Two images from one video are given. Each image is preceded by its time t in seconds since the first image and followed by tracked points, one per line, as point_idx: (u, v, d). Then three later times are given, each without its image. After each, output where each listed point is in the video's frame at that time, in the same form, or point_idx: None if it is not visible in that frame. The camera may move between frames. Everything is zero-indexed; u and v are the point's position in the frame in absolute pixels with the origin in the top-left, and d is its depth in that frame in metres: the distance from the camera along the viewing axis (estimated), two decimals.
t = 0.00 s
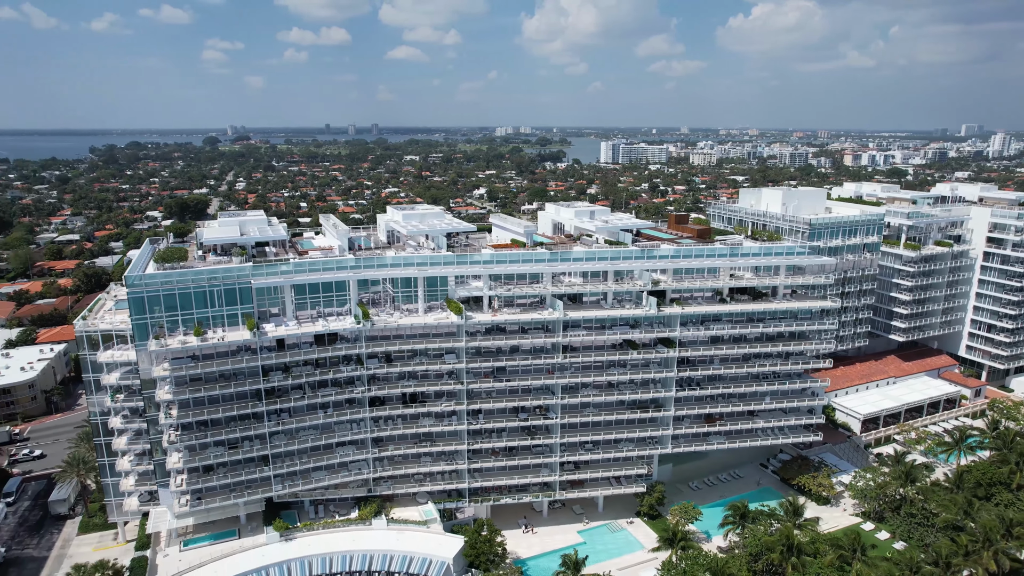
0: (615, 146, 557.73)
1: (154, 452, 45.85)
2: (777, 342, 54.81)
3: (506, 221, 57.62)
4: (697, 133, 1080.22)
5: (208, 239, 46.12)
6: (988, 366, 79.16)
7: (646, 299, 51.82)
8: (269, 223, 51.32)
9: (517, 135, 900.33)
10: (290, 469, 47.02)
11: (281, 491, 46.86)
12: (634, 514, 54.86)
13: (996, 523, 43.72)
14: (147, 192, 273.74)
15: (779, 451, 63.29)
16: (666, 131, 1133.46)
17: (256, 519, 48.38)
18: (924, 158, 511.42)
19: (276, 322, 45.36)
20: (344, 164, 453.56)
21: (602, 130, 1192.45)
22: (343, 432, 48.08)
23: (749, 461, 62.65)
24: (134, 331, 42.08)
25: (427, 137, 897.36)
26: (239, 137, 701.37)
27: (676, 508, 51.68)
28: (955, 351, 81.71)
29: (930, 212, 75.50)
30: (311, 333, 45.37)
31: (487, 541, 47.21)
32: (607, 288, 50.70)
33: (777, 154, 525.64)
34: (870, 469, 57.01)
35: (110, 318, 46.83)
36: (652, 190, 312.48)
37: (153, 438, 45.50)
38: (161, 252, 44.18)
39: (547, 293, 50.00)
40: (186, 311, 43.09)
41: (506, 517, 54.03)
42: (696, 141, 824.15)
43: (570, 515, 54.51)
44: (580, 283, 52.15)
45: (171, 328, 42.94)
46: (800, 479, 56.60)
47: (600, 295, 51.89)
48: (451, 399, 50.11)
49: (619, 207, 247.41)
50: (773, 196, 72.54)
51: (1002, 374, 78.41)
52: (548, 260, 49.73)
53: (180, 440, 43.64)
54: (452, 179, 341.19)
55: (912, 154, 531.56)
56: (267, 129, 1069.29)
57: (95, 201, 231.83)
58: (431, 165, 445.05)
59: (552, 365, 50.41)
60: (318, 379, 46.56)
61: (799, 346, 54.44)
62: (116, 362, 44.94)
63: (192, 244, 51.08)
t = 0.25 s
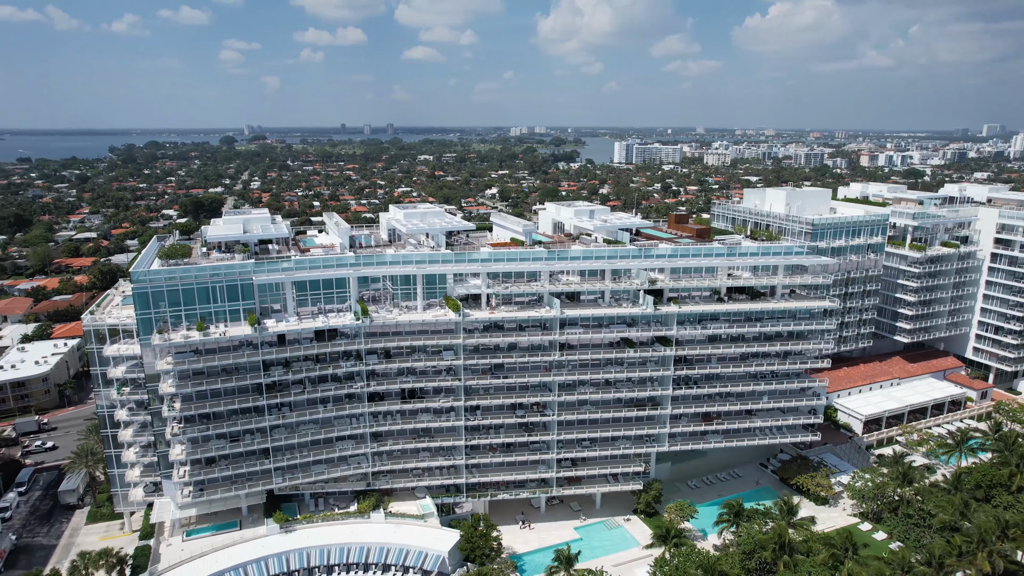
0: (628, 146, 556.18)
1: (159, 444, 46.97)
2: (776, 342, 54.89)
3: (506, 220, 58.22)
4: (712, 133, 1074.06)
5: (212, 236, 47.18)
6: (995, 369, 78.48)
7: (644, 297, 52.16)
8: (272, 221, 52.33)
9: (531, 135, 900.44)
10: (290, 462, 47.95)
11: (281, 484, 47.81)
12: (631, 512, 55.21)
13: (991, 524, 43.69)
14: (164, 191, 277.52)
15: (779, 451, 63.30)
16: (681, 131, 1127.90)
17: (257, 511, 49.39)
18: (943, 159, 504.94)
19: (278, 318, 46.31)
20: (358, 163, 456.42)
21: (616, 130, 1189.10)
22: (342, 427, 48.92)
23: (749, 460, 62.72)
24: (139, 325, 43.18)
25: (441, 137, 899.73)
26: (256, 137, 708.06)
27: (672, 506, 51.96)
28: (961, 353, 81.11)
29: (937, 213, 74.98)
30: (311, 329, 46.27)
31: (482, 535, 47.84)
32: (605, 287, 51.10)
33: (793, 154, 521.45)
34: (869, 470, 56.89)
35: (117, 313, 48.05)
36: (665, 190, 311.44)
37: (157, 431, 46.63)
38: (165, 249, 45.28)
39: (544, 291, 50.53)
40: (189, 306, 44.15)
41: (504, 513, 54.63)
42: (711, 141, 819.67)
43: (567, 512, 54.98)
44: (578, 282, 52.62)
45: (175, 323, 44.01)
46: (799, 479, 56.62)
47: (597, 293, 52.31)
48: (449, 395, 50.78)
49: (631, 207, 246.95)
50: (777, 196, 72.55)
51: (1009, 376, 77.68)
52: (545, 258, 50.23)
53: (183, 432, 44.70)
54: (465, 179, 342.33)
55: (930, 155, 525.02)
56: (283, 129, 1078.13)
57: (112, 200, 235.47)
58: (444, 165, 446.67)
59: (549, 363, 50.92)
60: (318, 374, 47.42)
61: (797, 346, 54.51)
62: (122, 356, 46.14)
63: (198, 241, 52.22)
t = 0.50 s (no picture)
0: (640, 146, 554.79)
1: (162, 437, 48.10)
2: (772, 341, 55.11)
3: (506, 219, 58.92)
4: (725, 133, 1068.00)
5: (214, 234, 48.27)
6: (999, 370, 77.99)
7: (639, 296, 52.60)
8: (274, 220, 53.37)
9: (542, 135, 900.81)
10: (289, 455, 48.91)
11: (280, 476, 48.79)
12: (627, 508, 55.68)
13: (983, 524, 43.76)
14: (178, 190, 280.97)
15: (777, 451, 63.44)
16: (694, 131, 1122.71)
17: (257, 503, 50.38)
18: (959, 159, 499.41)
19: (278, 314, 47.24)
20: (370, 163, 459.15)
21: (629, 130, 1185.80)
22: (340, 421, 49.81)
23: (747, 459, 62.92)
24: (143, 320, 44.30)
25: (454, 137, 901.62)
26: (269, 137, 714.29)
27: (667, 503, 52.30)
28: (965, 354, 80.68)
29: (941, 213, 74.65)
30: (310, 324, 47.19)
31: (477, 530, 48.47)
32: (601, 285, 51.59)
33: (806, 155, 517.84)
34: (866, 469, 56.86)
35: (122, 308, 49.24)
36: (675, 190, 310.75)
37: (160, 423, 47.76)
38: (169, 245, 46.49)
39: (540, 289, 51.10)
40: (191, 302, 45.20)
41: (501, 508, 55.28)
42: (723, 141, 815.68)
43: (563, 508, 55.54)
44: (574, 280, 53.16)
45: (177, 318, 45.07)
46: (795, 478, 56.78)
47: (593, 291, 52.81)
48: (446, 391, 51.51)
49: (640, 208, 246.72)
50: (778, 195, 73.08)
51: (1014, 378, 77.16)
52: (541, 257, 50.84)
53: (184, 425, 45.75)
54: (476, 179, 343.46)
55: (946, 155, 519.06)
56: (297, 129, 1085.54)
57: (127, 198, 238.74)
58: (455, 164, 448.10)
59: (545, 360, 51.47)
60: (317, 370, 48.32)
61: (793, 345, 54.71)
62: (126, 350, 47.27)
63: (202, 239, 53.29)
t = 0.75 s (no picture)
0: (652, 146, 553.24)
1: (165, 429, 49.27)
2: (769, 340, 55.37)
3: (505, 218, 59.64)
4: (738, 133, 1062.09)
5: (217, 231, 49.35)
6: (1002, 371, 77.60)
7: (635, 294, 53.09)
8: (277, 218, 54.40)
9: (554, 135, 900.57)
10: (288, 448, 49.89)
11: (280, 469, 49.80)
12: (623, 504, 56.21)
13: (975, 523, 43.86)
14: (192, 188, 284.32)
15: (775, 449, 63.65)
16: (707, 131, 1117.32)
17: (258, 495, 51.45)
18: (975, 160, 493.67)
19: (278, 310, 48.25)
20: (382, 163, 461.48)
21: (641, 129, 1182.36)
22: (339, 416, 50.71)
23: (744, 458, 63.19)
24: (147, 315, 45.44)
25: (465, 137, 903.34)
26: (283, 136, 719.64)
27: (662, 500, 52.75)
28: (969, 355, 80.33)
29: (945, 213, 74.38)
30: (309, 320, 48.14)
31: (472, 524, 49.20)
32: (597, 283, 52.13)
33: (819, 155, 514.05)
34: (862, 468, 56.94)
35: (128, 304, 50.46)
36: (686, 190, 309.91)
37: (164, 416, 48.91)
38: (173, 242, 47.64)
39: (537, 286, 51.74)
40: (194, 298, 46.29)
41: (499, 503, 56.01)
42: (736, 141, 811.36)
43: (560, 503, 56.16)
44: (571, 278, 53.75)
45: (180, 313, 46.18)
46: (791, 476, 57.01)
47: (589, 289, 53.37)
48: (443, 386, 52.28)
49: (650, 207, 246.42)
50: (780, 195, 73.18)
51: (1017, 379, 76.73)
52: (538, 255, 51.47)
53: (186, 417, 46.86)
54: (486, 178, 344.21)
55: (963, 155, 513.13)
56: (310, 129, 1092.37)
57: (141, 197, 242.01)
58: (466, 164, 449.24)
59: (541, 356, 52.11)
60: (317, 365, 49.27)
61: (789, 344, 54.96)
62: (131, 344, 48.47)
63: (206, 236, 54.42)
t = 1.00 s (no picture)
0: (665, 147, 551.37)
1: (171, 421, 50.53)
2: (766, 339, 55.63)
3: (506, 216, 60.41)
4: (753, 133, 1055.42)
5: (222, 228, 50.56)
6: (1008, 373, 77.13)
7: (633, 292, 53.62)
8: (281, 215, 55.56)
9: (567, 135, 900.17)
10: (290, 441, 50.95)
11: (282, 461, 50.90)
12: (621, 501, 56.75)
13: (968, 522, 43.91)
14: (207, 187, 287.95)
15: (774, 448, 63.91)
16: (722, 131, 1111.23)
17: (261, 487, 52.59)
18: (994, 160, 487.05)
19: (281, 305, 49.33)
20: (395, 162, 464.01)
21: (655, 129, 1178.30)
22: (340, 410, 51.71)
23: (744, 456, 63.45)
24: (153, 309, 46.68)
25: (479, 136, 904.75)
26: (297, 136, 725.58)
27: (658, 496, 53.21)
28: (975, 356, 79.88)
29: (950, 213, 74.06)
30: (311, 315, 49.17)
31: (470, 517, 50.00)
32: (595, 281, 52.72)
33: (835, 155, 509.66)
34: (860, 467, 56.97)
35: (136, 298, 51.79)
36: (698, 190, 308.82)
37: (169, 408, 50.17)
38: (179, 239, 48.90)
39: (535, 284, 52.41)
40: (199, 293, 47.46)
41: (497, 497, 56.78)
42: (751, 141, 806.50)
43: (558, 499, 56.82)
44: (569, 276, 54.37)
45: (186, 307, 47.36)
46: (789, 475, 57.18)
47: (588, 287, 53.97)
48: (442, 382, 53.11)
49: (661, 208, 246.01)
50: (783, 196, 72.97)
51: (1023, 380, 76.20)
52: (536, 253, 52.15)
53: (191, 409, 48.05)
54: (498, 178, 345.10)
55: (981, 156, 506.36)
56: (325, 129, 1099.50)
57: (157, 196, 245.61)
58: (479, 164, 450.45)
59: (539, 353, 52.79)
60: (318, 359, 50.29)
61: (787, 343, 55.18)
62: (139, 338, 49.77)
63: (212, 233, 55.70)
